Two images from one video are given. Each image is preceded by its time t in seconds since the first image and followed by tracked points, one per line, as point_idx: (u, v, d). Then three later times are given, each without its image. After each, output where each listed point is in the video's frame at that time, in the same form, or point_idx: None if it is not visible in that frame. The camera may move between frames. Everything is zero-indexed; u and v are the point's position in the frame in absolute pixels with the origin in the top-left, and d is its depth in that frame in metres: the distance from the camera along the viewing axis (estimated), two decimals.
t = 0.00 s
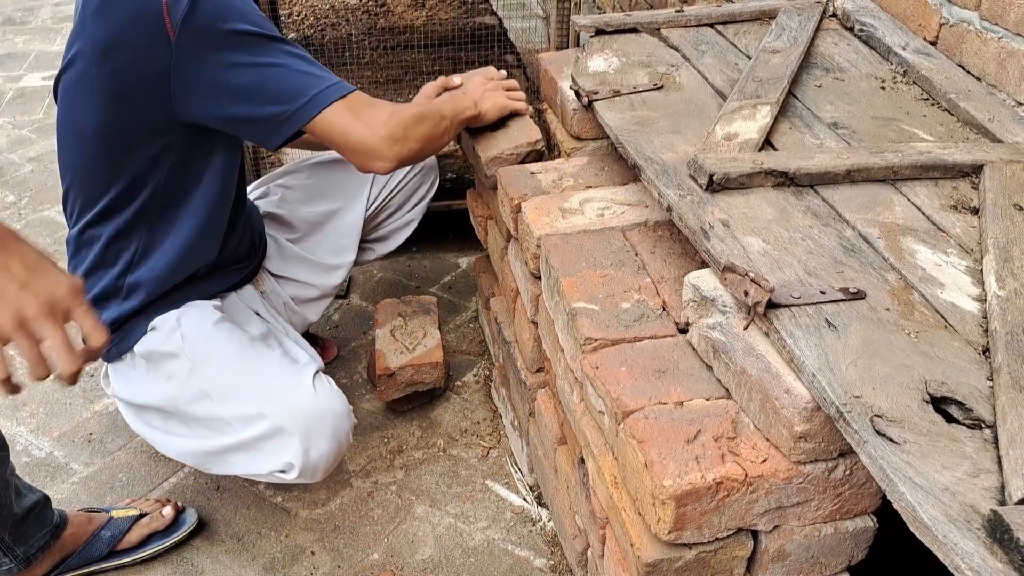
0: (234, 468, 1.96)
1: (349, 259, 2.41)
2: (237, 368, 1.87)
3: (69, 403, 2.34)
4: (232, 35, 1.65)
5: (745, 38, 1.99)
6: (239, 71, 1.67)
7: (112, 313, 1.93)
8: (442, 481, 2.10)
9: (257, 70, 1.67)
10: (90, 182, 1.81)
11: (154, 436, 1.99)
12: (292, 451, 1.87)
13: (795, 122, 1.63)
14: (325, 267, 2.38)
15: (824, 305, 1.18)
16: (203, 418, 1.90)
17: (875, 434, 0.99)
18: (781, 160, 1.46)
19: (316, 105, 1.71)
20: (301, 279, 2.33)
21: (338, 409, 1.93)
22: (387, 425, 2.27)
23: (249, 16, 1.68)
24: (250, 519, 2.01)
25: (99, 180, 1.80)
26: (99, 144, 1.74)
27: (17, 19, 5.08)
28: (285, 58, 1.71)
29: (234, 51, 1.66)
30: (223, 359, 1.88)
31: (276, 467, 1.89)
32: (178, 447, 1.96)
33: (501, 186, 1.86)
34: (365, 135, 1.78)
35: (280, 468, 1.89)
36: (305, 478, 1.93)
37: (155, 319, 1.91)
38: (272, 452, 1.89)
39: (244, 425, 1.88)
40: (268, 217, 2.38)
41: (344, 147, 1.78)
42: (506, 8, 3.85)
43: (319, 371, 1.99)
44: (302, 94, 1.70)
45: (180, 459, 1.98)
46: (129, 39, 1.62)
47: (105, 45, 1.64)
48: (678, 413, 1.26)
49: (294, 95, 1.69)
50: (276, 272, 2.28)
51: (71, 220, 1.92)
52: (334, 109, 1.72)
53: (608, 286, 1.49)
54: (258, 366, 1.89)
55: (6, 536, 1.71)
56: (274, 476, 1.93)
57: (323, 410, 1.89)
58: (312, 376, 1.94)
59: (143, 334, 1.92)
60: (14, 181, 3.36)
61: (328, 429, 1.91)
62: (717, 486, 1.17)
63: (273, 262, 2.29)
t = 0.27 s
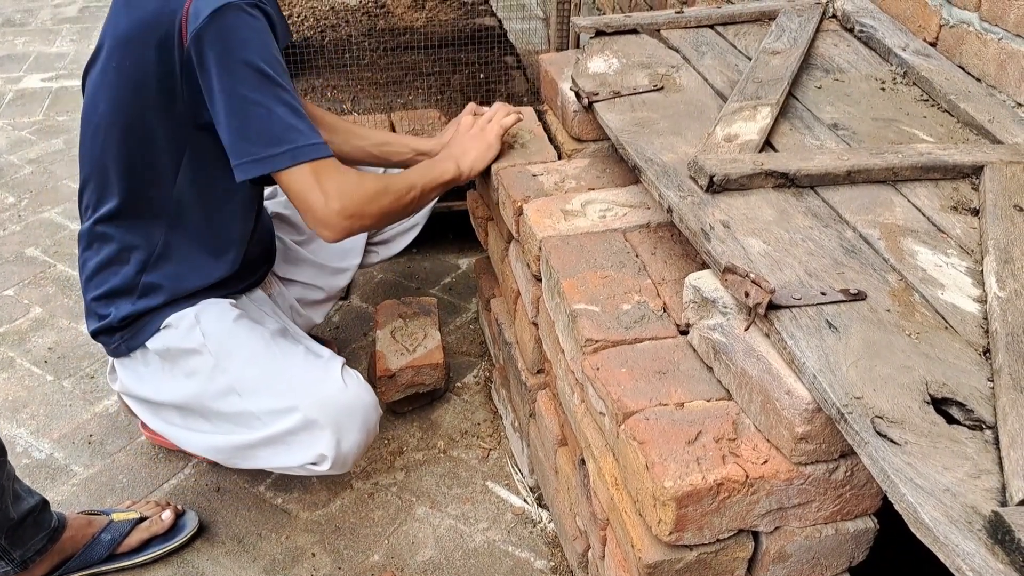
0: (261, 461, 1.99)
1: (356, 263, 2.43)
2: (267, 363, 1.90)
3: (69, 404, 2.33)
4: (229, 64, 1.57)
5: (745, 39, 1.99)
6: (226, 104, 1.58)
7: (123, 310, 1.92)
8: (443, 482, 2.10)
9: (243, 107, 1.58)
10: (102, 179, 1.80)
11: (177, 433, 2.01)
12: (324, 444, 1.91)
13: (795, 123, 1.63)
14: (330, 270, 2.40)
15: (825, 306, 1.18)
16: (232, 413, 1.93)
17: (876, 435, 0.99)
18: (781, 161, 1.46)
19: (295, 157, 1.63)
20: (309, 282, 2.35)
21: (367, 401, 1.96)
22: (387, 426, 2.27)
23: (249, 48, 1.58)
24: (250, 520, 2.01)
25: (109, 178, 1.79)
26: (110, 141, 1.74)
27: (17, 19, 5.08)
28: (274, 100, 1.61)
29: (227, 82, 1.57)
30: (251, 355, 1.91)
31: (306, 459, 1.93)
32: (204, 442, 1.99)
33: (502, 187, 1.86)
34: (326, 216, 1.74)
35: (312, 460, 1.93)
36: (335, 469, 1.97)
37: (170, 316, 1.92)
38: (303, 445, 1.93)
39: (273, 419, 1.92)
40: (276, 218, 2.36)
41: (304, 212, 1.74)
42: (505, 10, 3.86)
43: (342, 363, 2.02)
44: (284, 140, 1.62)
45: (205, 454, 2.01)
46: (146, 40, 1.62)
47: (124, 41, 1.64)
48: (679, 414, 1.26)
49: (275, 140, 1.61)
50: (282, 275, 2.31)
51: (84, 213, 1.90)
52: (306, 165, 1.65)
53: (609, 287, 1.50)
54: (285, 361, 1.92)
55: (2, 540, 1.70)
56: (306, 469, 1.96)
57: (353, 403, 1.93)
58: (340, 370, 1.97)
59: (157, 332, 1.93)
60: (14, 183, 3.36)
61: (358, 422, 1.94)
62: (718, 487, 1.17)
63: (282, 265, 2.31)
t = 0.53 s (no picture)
0: (274, 462, 1.99)
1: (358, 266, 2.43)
2: (281, 365, 1.91)
3: (68, 406, 2.33)
4: (236, 80, 1.55)
5: (744, 39, 1.99)
6: (231, 119, 1.57)
7: (128, 309, 1.91)
8: (442, 484, 2.10)
9: (247, 123, 1.57)
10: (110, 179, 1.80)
11: (189, 434, 2.01)
12: (338, 446, 1.91)
13: (794, 124, 1.63)
14: (332, 271, 2.39)
15: (824, 307, 1.18)
16: (245, 414, 1.93)
17: (875, 436, 0.99)
18: (780, 161, 1.46)
19: (293, 175, 1.63)
20: (311, 284, 2.35)
21: (380, 403, 1.97)
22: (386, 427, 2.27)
23: (258, 65, 1.55)
24: (249, 522, 2.01)
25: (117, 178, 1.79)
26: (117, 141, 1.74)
27: (16, 21, 5.08)
28: (279, 118, 1.59)
29: (233, 98, 1.55)
30: (265, 357, 1.91)
31: (320, 461, 1.93)
32: (216, 443, 1.99)
33: (502, 188, 1.85)
34: (324, 233, 1.74)
35: (326, 462, 1.93)
36: (349, 471, 1.97)
37: (179, 316, 1.90)
38: (317, 448, 1.93)
39: (287, 421, 1.92)
40: (280, 220, 2.37)
41: (302, 225, 1.74)
42: (505, 10, 3.86)
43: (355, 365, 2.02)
44: (284, 157, 1.61)
45: (217, 454, 2.01)
46: (156, 42, 1.61)
47: (135, 43, 1.64)
48: (678, 414, 1.26)
49: (276, 157, 1.61)
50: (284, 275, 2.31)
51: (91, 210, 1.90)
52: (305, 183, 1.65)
53: (608, 287, 1.49)
54: (299, 363, 1.92)
55: None
56: (319, 470, 1.96)
57: (368, 405, 1.93)
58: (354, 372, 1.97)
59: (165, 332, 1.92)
60: (12, 184, 3.35)
61: (372, 424, 1.95)
62: (717, 488, 1.17)
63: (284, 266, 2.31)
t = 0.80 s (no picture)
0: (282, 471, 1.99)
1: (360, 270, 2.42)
2: (290, 374, 1.90)
3: (67, 408, 2.33)
4: (206, 96, 1.52)
5: (742, 40, 1.99)
6: (200, 135, 1.55)
7: (127, 314, 1.92)
8: (441, 485, 2.10)
9: (218, 139, 1.55)
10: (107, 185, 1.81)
11: (196, 442, 2.01)
12: (349, 455, 1.91)
13: (792, 125, 1.63)
14: (334, 276, 2.38)
15: (822, 308, 1.18)
16: (253, 423, 1.92)
17: (873, 437, 0.99)
18: (778, 163, 1.46)
19: (264, 191, 1.60)
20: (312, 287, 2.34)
21: (389, 412, 1.97)
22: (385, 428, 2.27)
23: (228, 81, 1.52)
24: (248, 523, 2.01)
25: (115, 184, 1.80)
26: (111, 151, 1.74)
27: (13, 22, 5.08)
28: (250, 135, 1.57)
29: (203, 114, 1.53)
30: (273, 366, 1.90)
31: (332, 470, 1.93)
32: (223, 452, 1.98)
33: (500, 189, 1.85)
34: (299, 249, 1.74)
35: (337, 471, 1.93)
36: (359, 479, 1.97)
37: (180, 325, 1.91)
38: (327, 457, 1.93)
39: (298, 430, 1.92)
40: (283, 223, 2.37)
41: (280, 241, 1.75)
42: (504, 11, 3.86)
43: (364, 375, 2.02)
44: (256, 174, 1.59)
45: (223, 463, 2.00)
46: (130, 52, 1.59)
47: (112, 51, 1.62)
48: (676, 416, 1.26)
49: (247, 173, 1.58)
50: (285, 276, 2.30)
51: (93, 217, 1.92)
52: (278, 199, 1.63)
53: (606, 288, 1.50)
54: (308, 372, 1.92)
55: None
56: (328, 479, 1.96)
57: (377, 414, 1.94)
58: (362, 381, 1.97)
59: (162, 338, 1.92)
60: (10, 186, 3.35)
61: (382, 433, 1.95)
62: (715, 489, 1.17)
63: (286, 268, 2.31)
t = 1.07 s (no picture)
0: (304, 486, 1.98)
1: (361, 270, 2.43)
2: (311, 390, 1.91)
3: (66, 409, 2.33)
4: (171, 97, 1.50)
5: (740, 41, 2.00)
6: (168, 137, 1.52)
7: (126, 319, 1.92)
8: (440, 485, 2.10)
9: (186, 140, 1.52)
10: (97, 190, 1.81)
11: (215, 457, 1.99)
12: (372, 471, 1.92)
13: (790, 126, 1.64)
14: (334, 275, 2.39)
15: (819, 309, 1.19)
16: (274, 441, 1.91)
17: (869, 438, 1.00)
18: (775, 164, 1.47)
19: (239, 189, 1.56)
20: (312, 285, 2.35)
21: (408, 425, 1.99)
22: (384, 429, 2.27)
23: (191, 77, 1.49)
24: (247, 524, 2.01)
25: (104, 187, 1.80)
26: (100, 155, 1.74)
27: (12, 23, 5.08)
28: (220, 131, 1.53)
29: (169, 115, 1.50)
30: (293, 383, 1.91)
31: (355, 486, 1.94)
32: (241, 468, 1.97)
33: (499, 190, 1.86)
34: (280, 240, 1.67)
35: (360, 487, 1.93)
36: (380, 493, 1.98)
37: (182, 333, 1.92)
38: (349, 473, 1.93)
39: (321, 445, 1.92)
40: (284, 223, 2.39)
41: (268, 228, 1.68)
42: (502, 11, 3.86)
43: (381, 386, 2.03)
44: (229, 172, 1.55)
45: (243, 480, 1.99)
46: (102, 60, 1.59)
47: (86, 62, 1.62)
48: (674, 417, 1.26)
49: (220, 172, 1.54)
50: (287, 278, 2.31)
51: (84, 224, 1.92)
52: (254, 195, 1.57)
53: (604, 290, 1.50)
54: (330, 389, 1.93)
55: None
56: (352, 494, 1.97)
57: (398, 429, 1.95)
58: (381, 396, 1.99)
59: (165, 342, 1.93)
60: (9, 187, 3.36)
61: (402, 447, 1.97)
62: (713, 490, 1.17)
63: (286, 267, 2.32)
